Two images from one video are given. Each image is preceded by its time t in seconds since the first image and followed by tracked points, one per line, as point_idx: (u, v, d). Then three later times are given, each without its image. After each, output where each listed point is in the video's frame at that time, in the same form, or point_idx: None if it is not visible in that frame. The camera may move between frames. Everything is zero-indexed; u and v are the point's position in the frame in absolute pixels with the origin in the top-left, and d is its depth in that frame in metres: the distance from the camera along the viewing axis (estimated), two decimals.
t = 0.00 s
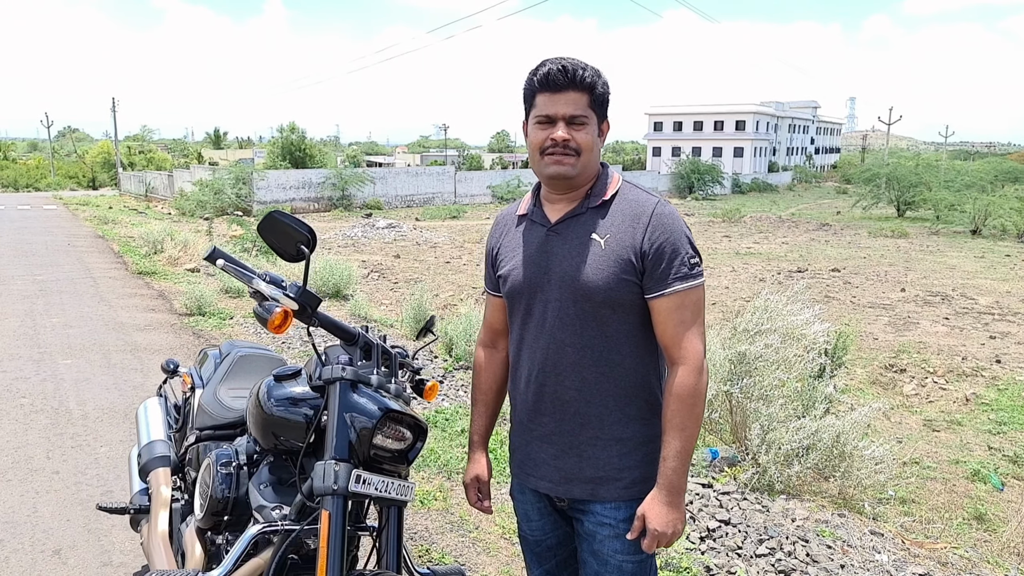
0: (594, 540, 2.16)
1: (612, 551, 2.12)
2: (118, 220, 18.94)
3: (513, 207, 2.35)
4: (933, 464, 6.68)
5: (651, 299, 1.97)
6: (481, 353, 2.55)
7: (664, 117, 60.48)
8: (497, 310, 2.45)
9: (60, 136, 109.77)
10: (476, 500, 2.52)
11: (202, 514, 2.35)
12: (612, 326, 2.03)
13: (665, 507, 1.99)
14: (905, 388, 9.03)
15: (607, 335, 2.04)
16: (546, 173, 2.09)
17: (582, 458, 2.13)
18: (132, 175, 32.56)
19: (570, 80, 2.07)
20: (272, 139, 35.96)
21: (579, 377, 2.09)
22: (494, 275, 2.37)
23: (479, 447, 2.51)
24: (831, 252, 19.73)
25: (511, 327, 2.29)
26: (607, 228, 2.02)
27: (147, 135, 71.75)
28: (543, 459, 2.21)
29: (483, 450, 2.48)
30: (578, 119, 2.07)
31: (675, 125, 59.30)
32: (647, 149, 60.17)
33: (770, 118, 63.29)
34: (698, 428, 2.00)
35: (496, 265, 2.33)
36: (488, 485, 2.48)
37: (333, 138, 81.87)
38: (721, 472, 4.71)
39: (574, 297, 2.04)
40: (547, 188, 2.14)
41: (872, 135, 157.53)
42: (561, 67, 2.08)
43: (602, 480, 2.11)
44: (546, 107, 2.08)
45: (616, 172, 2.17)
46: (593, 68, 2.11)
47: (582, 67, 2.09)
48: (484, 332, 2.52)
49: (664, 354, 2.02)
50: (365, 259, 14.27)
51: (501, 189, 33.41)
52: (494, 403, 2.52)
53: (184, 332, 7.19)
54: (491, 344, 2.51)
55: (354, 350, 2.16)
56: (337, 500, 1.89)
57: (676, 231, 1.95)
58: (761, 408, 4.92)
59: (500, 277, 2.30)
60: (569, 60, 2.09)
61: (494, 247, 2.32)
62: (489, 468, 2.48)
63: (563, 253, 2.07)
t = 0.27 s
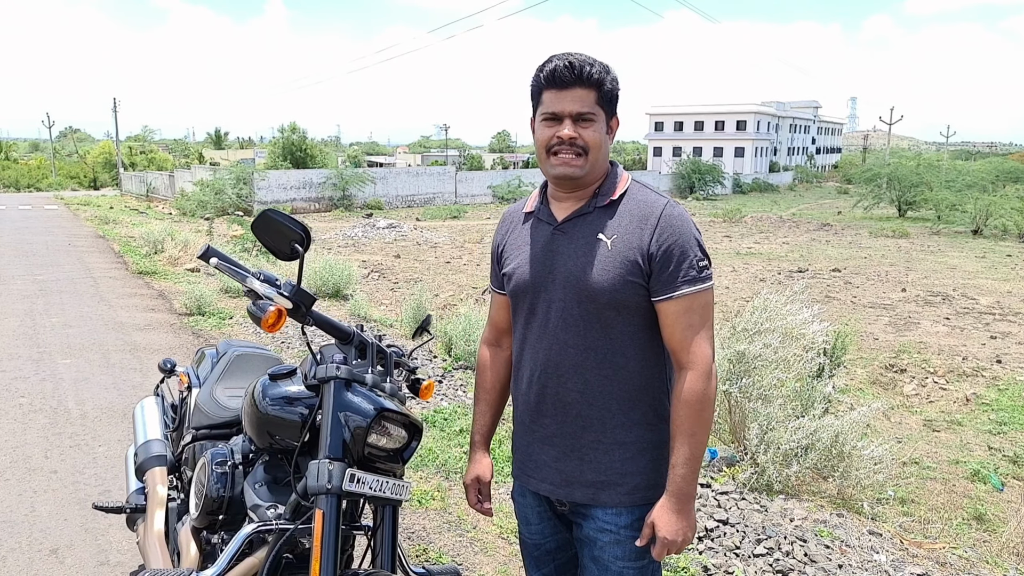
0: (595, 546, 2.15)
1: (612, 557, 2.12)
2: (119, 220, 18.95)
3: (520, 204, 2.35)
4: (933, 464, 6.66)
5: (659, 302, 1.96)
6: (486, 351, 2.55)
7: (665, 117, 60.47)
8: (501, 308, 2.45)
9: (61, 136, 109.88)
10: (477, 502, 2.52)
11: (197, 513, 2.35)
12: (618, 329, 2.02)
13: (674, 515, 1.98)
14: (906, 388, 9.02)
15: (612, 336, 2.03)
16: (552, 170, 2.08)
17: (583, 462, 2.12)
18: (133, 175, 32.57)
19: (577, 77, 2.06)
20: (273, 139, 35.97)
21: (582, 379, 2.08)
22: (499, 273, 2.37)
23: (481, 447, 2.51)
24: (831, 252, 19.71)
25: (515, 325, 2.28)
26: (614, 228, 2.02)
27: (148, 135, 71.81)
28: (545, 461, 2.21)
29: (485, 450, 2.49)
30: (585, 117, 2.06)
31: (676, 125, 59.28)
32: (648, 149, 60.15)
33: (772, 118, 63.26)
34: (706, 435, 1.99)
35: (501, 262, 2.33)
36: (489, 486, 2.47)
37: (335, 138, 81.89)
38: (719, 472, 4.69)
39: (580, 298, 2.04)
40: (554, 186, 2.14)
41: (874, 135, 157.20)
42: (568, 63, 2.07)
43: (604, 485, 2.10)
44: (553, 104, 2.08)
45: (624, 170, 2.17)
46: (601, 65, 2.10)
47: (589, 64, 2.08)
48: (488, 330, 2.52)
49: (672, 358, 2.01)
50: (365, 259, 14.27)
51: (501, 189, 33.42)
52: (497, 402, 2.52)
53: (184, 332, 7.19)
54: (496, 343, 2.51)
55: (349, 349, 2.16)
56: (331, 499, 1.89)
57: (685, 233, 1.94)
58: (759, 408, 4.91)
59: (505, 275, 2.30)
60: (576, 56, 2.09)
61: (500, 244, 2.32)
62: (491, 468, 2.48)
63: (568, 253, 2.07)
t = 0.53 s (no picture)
0: (589, 550, 2.13)
1: (606, 561, 2.09)
2: (120, 220, 18.98)
3: (529, 201, 2.34)
4: (932, 464, 6.65)
5: (659, 304, 1.92)
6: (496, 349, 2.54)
7: (666, 117, 60.49)
8: (508, 305, 2.45)
9: (62, 137, 109.91)
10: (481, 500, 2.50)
11: (190, 511, 2.35)
12: (616, 331, 1.99)
13: (677, 526, 1.94)
14: (906, 388, 9.01)
15: (611, 338, 2.00)
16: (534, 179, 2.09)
17: (578, 464, 2.10)
18: (134, 175, 32.62)
19: (542, 82, 2.01)
20: (274, 139, 36.01)
21: (579, 380, 2.06)
22: (504, 268, 2.36)
23: (486, 444, 2.50)
24: (832, 252, 19.69)
25: (518, 321, 2.27)
26: (615, 228, 1.98)
27: (149, 136, 71.97)
28: (540, 461, 2.19)
29: (489, 448, 2.47)
30: (550, 123, 2.01)
31: (677, 124, 59.31)
32: (649, 149, 60.14)
33: (773, 118, 63.21)
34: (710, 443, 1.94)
35: (506, 259, 2.33)
36: (493, 484, 2.46)
37: (334, 138, 81.94)
38: (718, 471, 4.65)
39: (579, 297, 2.01)
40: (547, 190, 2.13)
41: (876, 135, 157.06)
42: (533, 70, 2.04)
43: (598, 488, 2.07)
44: (526, 113, 2.07)
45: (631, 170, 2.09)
46: (565, 65, 2.01)
47: (550, 67, 2.01)
48: (496, 328, 2.52)
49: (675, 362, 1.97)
50: (365, 259, 14.28)
51: (501, 189, 33.44)
52: (503, 399, 2.51)
53: (183, 331, 7.20)
54: (502, 341, 2.51)
55: (341, 347, 2.16)
56: (322, 496, 1.89)
57: (688, 236, 1.90)
58: (757, 407, 4.91)
59: (508, 272, 2.30)
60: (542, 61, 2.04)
61: (506, 240, 2.31)
62: (495, 466, 2.46)
63: (568, 251, 2.05)
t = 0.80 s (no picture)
0: (576, 552, 2.11)
1: (594, 564, 2.07)
2: (123, 220, 19.03)
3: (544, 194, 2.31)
4: (932, 464, 6.65)
5: (651, 309, 1.86)
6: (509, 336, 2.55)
7: (668, 117, 60.49)
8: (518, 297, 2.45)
9: (66, 138, 110.18)
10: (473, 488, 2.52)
11: (184, 506, 2.36)
12: (607, 333, 1.95)
13: (653, 534, 1.90)
14: (907, 388, 9.01)
15: (602, 339, 1.96)
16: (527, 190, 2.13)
17: (565, 464, 2.08)
18: (137, 176, 32.72)
19: (505, 104, 2.04)
20: (277, 139, 36.08)
21: (569, 380, 2.04)
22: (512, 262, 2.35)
23: (487, 430, 2.52)
24: (834, 252, 19.67)
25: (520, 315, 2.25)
26: (610, 228, 1.93)
27: (152, 136, 72.18)
28: (531, 458, 2.19)
29: (489, 433, 2.49)
30: (519, 139, 2.02)
31: (680, 125, 59.30)
32: (652, 149, 60.12)
33: (776, 118, 63.16)
34: (696, 455, 1.88)
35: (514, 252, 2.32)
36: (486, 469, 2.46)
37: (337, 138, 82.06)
38: (714, 470, 4.64)
39: (571, 296, 1.98)
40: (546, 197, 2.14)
41: (879, 135, 156.77)
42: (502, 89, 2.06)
43: (583, 490, 2.05)
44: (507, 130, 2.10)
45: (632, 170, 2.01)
46: (525, 80, 2.00)
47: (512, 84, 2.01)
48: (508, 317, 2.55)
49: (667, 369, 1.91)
50: (366, 259, 14.31)
51: (503, 189, 33.46)
52: (509, 388, 2.53)
53: (183, 329, 7.23)
54: (512, 330, 2.53)
55: (333, 343, 2.18)
56: (313, 491, 1.90)
57: (683, 240, 1.82)
58: (754, 406, 4.92)
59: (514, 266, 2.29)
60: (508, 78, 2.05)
61: (516, 233, 2.30)
62: (489, 452, 2.47)
63: (563, 250, 2.02)
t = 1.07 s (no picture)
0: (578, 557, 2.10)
1: (596, 569, 2.06)
2: (126, 220, 19.06)
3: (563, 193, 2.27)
4: (935, 466, 6.62)
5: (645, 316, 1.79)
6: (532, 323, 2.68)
7: (671, 118, 60.41)
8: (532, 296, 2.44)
9: (70, 137, 110.47)
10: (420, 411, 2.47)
11: (182, 507, 2.36)
12: (603, 338, 1.90)
13: (639, 552, 1.80)
14: (910, 390, 8.99)
15: (599, 345, 1.92)
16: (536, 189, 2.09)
17: (563, 467, 2.08)
18: (141, 175, 32.78)
19: (513, 104, 1.98)
20: (280, 139, 36.12)
21: (566, 384, 2.02)
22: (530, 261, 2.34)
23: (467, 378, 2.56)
24: (837, 253, 19.63)
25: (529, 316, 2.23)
26: (609, 232, 1.88)
27: (156, 136, 72.36)
28: (533, 458, 2.19)
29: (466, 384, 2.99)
30: (526, 141, 1.97)
31: (683, 125, 59.23)
32: (655, 149, 60.08)
33: (780, 118, 63.06)
34: (688, 474, 1.78)
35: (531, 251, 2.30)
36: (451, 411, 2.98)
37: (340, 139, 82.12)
38: (715, 471, 4.63)
39: (569, 300, 1.94)
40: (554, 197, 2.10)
41: (884, 135, 156.35)
42: (511, 89, 2.00)
43: (579, 496, 2.05)
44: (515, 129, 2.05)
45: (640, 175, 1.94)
46: (533, 81, 1.93)
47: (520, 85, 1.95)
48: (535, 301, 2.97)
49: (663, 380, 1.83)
50: (369, 258, 14.31)
51: (506, 189, 33.46)
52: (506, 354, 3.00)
53: (185, 329, 7.24)
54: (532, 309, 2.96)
55: (330, 343, 2.18)
56: (309, 492, 1.89)
57: (679, 246, 1.73)
58: (756, 407, 4.90)
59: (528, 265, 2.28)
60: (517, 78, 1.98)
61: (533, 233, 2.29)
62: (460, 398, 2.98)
63: (564, 251, 1.99)
